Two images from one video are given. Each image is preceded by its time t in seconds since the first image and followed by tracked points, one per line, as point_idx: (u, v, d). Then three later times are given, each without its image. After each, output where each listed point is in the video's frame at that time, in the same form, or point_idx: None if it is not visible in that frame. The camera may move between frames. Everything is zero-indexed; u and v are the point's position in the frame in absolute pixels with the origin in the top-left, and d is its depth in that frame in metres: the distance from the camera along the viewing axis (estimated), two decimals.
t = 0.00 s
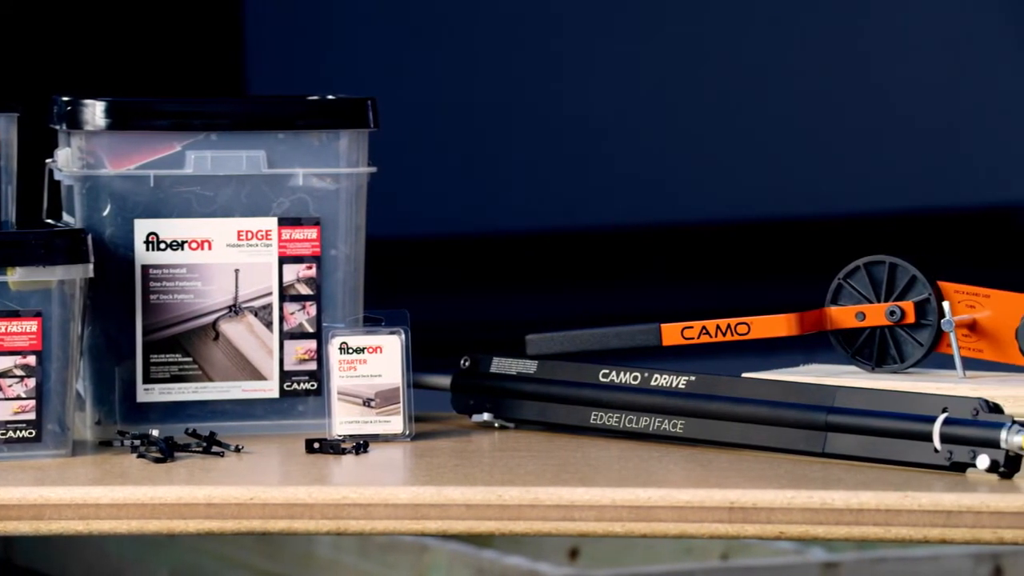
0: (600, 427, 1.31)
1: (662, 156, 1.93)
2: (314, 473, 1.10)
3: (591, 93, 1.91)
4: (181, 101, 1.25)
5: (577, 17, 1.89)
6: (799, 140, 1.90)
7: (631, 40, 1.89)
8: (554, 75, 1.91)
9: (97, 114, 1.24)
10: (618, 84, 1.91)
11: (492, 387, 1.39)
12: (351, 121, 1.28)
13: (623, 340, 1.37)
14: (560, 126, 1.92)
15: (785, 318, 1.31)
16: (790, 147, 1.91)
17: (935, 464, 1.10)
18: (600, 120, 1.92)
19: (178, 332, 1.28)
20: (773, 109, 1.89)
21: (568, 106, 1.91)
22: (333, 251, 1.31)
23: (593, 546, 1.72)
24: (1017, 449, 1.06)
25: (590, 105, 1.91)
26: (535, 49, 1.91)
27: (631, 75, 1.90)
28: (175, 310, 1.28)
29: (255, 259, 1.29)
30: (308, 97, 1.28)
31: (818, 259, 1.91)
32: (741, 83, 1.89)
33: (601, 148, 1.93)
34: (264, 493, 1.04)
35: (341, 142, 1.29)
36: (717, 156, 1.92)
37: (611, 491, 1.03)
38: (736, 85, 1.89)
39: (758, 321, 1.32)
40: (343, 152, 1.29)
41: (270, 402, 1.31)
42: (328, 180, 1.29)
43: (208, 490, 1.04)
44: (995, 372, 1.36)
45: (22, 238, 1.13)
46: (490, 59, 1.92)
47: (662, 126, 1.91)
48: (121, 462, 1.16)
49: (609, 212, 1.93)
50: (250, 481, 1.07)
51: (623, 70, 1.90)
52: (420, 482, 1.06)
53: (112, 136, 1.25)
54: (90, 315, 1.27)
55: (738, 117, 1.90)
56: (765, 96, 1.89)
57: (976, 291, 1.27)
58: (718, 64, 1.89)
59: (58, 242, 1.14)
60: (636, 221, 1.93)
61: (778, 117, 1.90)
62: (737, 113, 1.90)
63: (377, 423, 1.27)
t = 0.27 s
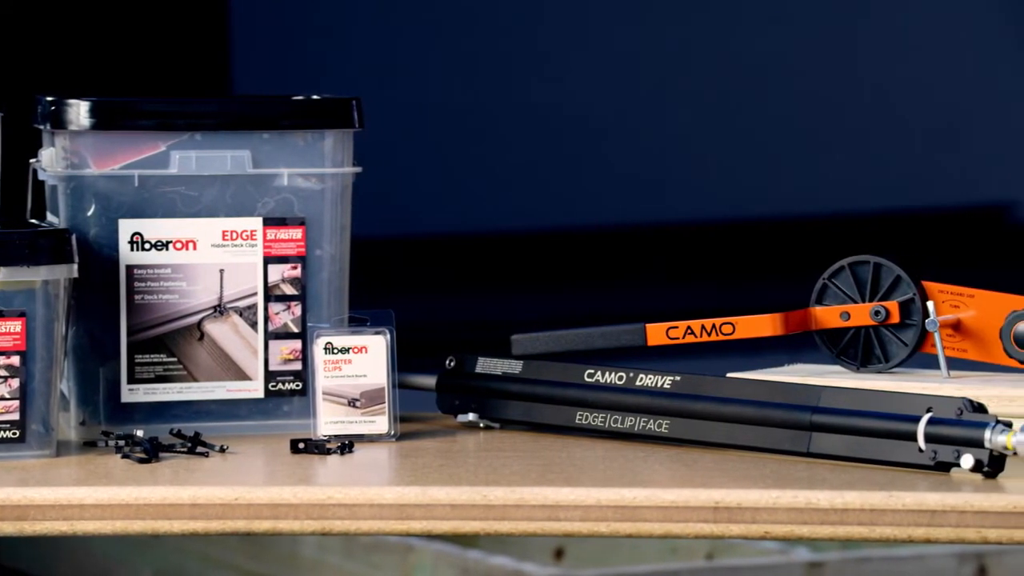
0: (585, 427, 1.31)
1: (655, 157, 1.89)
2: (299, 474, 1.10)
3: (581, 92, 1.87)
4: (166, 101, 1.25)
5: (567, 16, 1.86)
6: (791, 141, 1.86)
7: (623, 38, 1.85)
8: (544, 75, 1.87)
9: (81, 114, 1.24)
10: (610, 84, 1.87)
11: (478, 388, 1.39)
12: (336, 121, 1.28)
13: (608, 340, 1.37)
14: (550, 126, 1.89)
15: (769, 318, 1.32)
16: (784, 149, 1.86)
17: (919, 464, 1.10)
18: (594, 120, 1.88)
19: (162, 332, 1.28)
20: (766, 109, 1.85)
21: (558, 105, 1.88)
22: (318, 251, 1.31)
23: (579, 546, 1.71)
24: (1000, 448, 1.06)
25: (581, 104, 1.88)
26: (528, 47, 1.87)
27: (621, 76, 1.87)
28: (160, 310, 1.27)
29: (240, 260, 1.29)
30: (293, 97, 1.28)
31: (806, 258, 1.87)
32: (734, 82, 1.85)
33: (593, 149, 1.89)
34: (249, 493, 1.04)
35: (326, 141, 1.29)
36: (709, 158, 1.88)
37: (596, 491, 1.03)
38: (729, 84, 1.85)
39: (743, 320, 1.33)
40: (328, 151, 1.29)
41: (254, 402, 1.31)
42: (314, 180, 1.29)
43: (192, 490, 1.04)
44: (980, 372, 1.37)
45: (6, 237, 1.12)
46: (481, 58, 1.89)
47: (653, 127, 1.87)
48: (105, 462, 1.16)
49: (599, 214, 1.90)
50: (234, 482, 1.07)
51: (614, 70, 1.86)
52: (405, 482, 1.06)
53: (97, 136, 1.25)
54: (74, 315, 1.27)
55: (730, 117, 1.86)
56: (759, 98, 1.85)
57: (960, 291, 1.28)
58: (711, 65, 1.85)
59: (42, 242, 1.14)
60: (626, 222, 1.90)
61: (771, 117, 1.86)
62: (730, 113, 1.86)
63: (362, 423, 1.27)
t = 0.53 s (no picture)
0: (572, 427, 1.31)
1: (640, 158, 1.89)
2: (285, 474, 1.10)
3: (565, 91, 1.87)
4: (153, 101, 1.25)
5: (559, 15, 1.86)
6: (778, 142, 1.86)
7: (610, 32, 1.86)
8: (529, 75, 1.88)
9: (67, 113, 1.24)
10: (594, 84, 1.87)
11: (464, 388, 1.39)
12: (322, 121, 1.28)
13: (595, 340, 1.38)
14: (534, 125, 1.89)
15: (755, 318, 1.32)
16: (770, 151, 1.86)
17: (906, 464, 1.10)
18: (574, 121, 1.88)
19: (148, 332, 1.28)
20: (753, 109, 1.85)
21: (540, 105, 1.88)
22: (304, 251, 1.31)
23: (566, 545, 1.71)
24: (985, 448, 1.06)
25: (564, 104, 1.88)
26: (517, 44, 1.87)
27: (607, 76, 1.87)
28: (147, 311, 1.27)
29: (226, 259, 1.29)
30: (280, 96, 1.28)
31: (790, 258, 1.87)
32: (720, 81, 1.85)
33: (575, 148, 1.89)
34: (234, 494, 1.04)
35: (313, 142, 1.29)
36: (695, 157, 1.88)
37: (583, 491, 1.03)
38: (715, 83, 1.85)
39: (729, 320, 1.33)
40: (315, 152, 1.29)
41: (241, 403, 1.31)
42: (300, 180, 1.29)
43: (179, 491, 1.04)
44: (965, 372, 1.37)
45: None
46: (467, 57, 1.88)
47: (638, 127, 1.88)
48: (91, 462, 1.16)
49: (584, 213, 1.90)
50: (221, 482, 1.07)
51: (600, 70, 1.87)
52: (392, 482, 1.06)
53: (83, 135, 1.25)
54: (60, 315, 1.27)
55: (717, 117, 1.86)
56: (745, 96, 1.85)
57: (947, 291, 1.29)
58: (705, 64, 1.85)
59: (27, 243, 1.14)
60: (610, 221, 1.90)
61: (757, 118, 1.85)
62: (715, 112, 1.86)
63: (349, 424, 1.27)
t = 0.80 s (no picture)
0: (559, 427, 1.32)
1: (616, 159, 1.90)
2: (272, 475, 1.10)
3: (543, 92, 1.89)
4: (138, 101, 1.25)
5: (545, 19, 1.88)
6: (756, 140, 1.89)
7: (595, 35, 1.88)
8: (508, 77, 1.89)
9: (52, 113, 1.24)
10: (573, 85, 1.89)
11: (450, 388, 1.39)
12: (309, 121, 1.28)
13: (581, 340, 1.38)
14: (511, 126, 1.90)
15: (741, 319, 1.33)
16: (750, 148, 1.89)
17: (892, 464, 1.11)
18: (551, 121, 1.90)
19: (134, 333, 1.28)
20: (728, 113, 1.89)
21: (517, 106, 1.90)
22: (291, 252, 1.31)
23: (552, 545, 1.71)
24: (971, 448, 1.06)
25: (541, 105, 1.90)
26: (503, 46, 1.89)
27: (587, 77, 1.89)
28: (133, 311, 1.28)
29: (213, 259, 1.29)
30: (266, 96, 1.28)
31: (775, 259, 1.88)
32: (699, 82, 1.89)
33: (552, 149, 1.90)
34: (221, 494, 1.04)
35: (299, 142, 1.29)
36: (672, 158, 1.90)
37: (569, 491, 1.03)
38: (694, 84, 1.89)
39: (715, 321, 1.33)
40: (302, 152, 1.29)
41: (227, 403, 1.31)
42: (286, 180, 1.29)
43: (165, 491, 1.04)
44: (950, 372, 1.38)
45: None
46: (447, 58, 1.89)
47: (616, 127, 1.90)
48: (77, 463, 1.16)
49: (562, 213, 1.91)
50: (207, 483, 1.07)
51: (581, 71, 1.89)
52: (378, 482, 1.07)
53: (69, 136, 1.25)
54: (45, 314, 1.27)
55: (696, 116, 1.89)
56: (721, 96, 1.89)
57: (932, 290, 1.30)
58: (688, 68, 1.89)
59: (14, 242, 1.14)
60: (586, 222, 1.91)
61: (736, 117, 1.89)
62: (692, 112, 1.89)
63: (335, 424, 1.27)
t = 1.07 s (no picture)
0: (543, 427, 1.32)
1: (621, 162, 1.85)
2: (255, 475, 1.10)
3: (540, 92, 1.85)
4: (121, 101, 1.26)
5: (540, 17, 1.84)
6: (763, 135, 1.82)
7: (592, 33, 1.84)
8: (507, 76, 1.86)
9: (35, 113, 1.25)
10: (573, 83, 1.85)
11: (433, 388, 1.40)
12: (292, 121, 1.29)
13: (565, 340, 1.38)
14: (512, 128, 1.86)
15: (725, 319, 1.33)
16: (763, 142, 1.82)
17: (874, 463, 1.11)
18: (552, 121, 1.85)
19: (117, 333, 1.29)
20: (734, 110, 1.82)
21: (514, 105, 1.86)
22: (274, 252, 1.32)
23: (536, 545, 1.71)
24: (954, 447, 1.06)
25: (540, 105, 1.85)
26: (496, 46, 1.86)
27: (588, 74, 1.84)
28: (116, 311, 1.29)
29: (196, 259, 1.30)
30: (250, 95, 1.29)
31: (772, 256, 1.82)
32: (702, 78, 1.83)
33: (553, 150, 1.86)
34: (204, 495, 1.04)
35: (283, 141, 1.29)
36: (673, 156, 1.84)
37: (553, 491, 1.03)
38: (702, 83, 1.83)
39: (700, 321, 1.34)
40: (285, 152, 1.30)
41: (210, 404, 1.32)
42: (270, 180, 1.30)
43: (148, 492, 1.04)
44: (932, 372, 1.39)
45: None
46: (444, 60, 1.86)
47: (616, 127, 1.85)
48: (59, 464, 1.15)
49: (560, 215, 1.86)
50: (190, 483, 1.07)
51: (580, 70, 1.84)
52: (362, 482, 1.07)
53: (51, 136, 1.26)
54: (28, 314, 1.29)
55: (700, 113, 1.83)
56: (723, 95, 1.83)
57: (914, 290, 1.31)
58: (691, 63, 1.83)
59: None
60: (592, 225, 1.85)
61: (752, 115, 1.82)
62: (697, 109, 1.83)
63: (319, 424, 1.27)
